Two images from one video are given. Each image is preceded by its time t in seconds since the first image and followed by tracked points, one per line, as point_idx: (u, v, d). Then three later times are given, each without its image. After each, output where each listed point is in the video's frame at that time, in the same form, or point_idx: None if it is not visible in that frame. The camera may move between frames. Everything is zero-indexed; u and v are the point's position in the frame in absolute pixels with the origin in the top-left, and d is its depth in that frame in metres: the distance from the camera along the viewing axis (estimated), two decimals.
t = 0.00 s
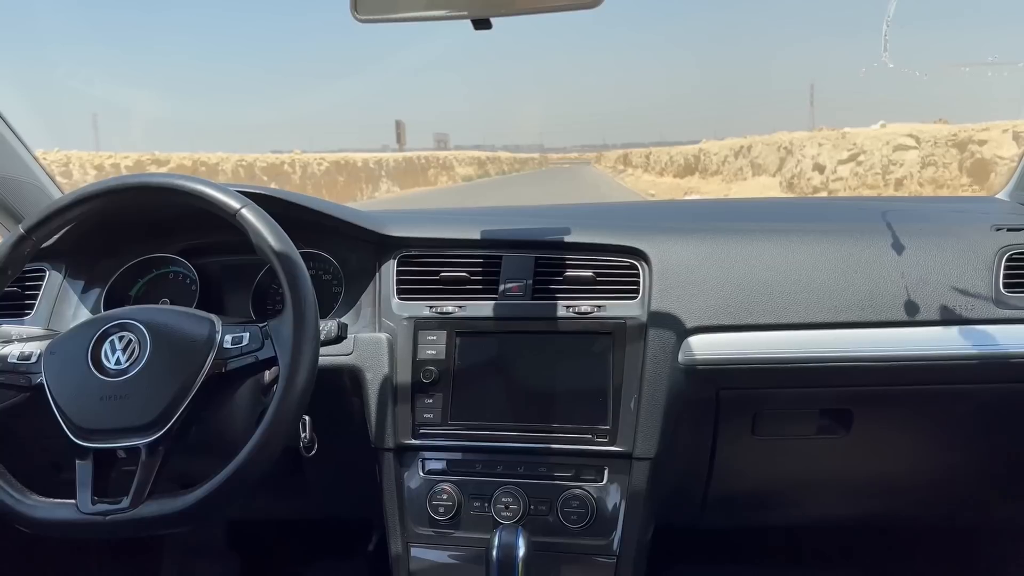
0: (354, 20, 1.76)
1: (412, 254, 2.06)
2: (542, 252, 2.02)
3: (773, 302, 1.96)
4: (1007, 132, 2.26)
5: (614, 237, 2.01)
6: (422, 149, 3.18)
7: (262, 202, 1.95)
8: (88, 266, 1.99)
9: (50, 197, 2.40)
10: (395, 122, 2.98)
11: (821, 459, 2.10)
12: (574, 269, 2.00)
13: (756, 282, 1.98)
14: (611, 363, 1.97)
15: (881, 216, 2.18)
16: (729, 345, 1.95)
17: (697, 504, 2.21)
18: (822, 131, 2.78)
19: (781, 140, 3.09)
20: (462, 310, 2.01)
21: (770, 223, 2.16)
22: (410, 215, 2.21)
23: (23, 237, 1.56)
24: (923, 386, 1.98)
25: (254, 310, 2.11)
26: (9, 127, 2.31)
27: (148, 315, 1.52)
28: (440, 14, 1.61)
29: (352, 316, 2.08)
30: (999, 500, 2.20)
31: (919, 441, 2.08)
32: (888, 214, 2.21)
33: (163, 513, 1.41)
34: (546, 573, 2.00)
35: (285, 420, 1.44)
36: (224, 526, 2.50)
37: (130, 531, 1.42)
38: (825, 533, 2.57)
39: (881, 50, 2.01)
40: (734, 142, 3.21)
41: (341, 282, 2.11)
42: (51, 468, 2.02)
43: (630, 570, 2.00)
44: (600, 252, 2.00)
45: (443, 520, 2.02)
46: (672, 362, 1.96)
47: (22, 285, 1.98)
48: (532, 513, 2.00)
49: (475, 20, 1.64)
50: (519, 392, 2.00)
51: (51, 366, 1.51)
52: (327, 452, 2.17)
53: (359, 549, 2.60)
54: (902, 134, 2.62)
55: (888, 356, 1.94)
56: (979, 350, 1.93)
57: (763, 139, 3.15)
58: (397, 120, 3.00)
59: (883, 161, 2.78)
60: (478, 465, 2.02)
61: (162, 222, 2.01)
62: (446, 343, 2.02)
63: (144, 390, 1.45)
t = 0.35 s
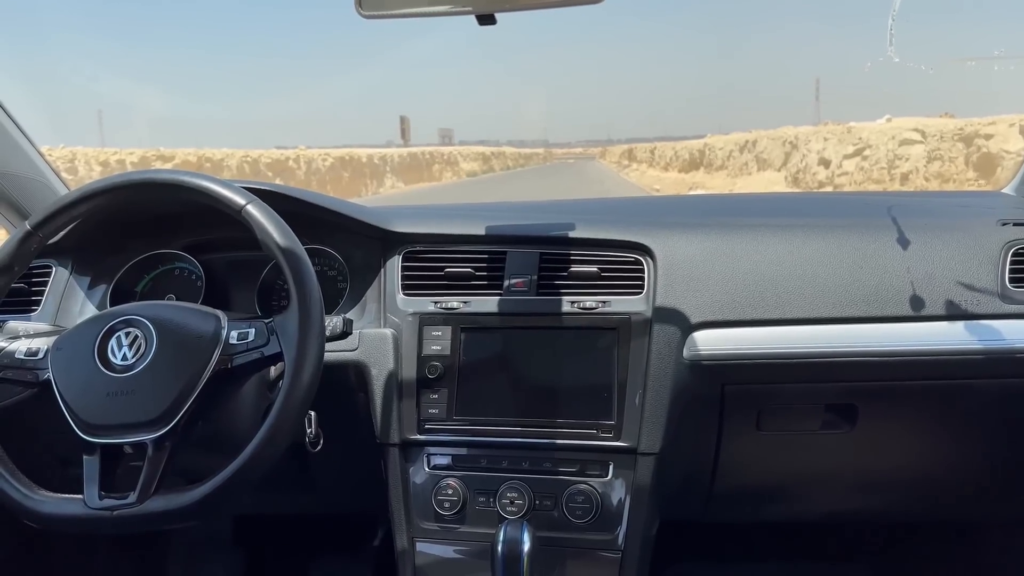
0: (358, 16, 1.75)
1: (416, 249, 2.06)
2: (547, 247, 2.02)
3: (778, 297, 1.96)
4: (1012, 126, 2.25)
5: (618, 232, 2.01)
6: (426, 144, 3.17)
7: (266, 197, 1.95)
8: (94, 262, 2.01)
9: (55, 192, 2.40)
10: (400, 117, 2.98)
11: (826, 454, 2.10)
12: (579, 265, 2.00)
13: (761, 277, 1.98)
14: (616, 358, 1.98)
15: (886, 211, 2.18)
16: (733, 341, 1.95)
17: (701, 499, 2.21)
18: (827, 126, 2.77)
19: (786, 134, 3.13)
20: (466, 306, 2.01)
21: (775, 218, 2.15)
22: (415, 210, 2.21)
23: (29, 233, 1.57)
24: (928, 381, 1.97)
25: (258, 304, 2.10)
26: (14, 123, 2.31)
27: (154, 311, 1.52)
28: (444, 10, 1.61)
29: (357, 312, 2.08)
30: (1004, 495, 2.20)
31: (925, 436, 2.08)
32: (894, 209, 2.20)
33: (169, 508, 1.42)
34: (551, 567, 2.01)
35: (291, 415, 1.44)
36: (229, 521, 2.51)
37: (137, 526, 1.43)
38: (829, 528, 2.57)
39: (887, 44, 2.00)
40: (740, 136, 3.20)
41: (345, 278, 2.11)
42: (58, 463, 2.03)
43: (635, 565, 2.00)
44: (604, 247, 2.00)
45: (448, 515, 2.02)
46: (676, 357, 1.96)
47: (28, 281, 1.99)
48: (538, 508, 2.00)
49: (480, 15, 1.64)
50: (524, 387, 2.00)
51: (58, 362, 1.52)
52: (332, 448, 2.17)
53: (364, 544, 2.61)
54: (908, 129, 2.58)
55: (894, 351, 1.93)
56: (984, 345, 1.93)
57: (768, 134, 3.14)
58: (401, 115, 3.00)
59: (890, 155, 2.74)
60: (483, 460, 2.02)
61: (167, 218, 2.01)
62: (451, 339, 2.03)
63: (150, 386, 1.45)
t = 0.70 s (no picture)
0: (364, 11, 1.73)
1: (421, 244, 2.06)
2: (551, 242, 2.01)
3: (784, 292, 1.95)
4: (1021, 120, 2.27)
5: (623, 227, 2.01)
6: (431, 139, 3.17)
7: (271, 192, 1.95)
8: (99, 258, 2.02)
9: (61, 188, 2.41)
10: (404, 112, 2.98)
11: (831, 449, 2.10)
12: (583, 260, 2.00)
13: (766, 271, 1.97)
14: (621, 353, 1.97)
15: (892, 205, 2.17)
16: (738, 335, 1.94)
17: (706, 493, 2.22)
18: (833, 120, 2.76)
19: (792, 128, 3.10)
20: (471, 301, 2.01)
21: (780, 212, 2.15)
22: (419, 205, 2.21)
23: (35, 229, 1.57)
24: (934, 375, 1.97)
25: (264, 302, 2.11)
26: (20, 119, 2.30)
27: (159, 306, 1.53)
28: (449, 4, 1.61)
29: (362, 307, 2.09)
30: (1009, 490, 2.20)
31: (930, 431, 2.08)
32: (899, 203, 2.19)
33: (175, 502, 1.43)
34: (556, 562, 2.01)
35: (296, 410, 1.45)
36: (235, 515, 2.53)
37: (143, 520, 1.43)
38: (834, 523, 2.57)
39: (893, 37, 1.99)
40: (745, 131, 3.19)
41: (350, 273, 2.11)
42: (64, 457, 2.03)
43: (639, 559, 2.00)
44: (609, 242, 2.00)
45: (454, 509, 2.03)
46: (681, 352, 1.95)
47: (34, 276, 1.99)
48: (543, 503, 2.01)
49: (484, 10, 1.63)
50: (529, 382, 2.00)
51: (64, 357, 1.52)
52: (338, 442, 2.18)
53: (369, 538, 2.62)
54: (915, 123, 2.59)
55: (900, 346, 1.93)
56: (990, 339, 1.93)
57: (774, 128, 3.13)
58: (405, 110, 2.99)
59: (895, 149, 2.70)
60: (488, 455, 2.02)
61: (172, 214, 2.02)
62: (456, 334, 2.03)
63: (155, 381, 1.46)
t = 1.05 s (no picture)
0: (367, 6, 1.73)
1: (425, 239, 2.06)
2: (555, 237, 2.01)
3: (787, 287, 1.95)
4: None
5: (627, 222, 2.00)
6: (435, 134, 3.17)
7: (276, 188, 1.96)
8: (105, 254, 2.02)
9: (66, 183, 2.41)
10: (408, 107, 2.97)
11: (835, 443, 2.10)
12: (587, 254, 2.00)
13: (770, 266, 1.97)
14: (624, 348, 1.97)
15: (896, 200, 2.16)
16: (742, 330, 1.94)
17: (710, 487, 2.22)
18: (838, 115, 2.75)
19: (797, 123, 3.09)
20: (475, 295, 2.01)
21: (785, 207, 2.14)
22: (423, 200, 2.21)
23: (40, 225, 1.58)
24: (938, 370, 1.97)
25: (269, 297, 2.12)
26: (24, 114, 2.29)
27: (165, 302, 1.53)
28: None
29: (366, 302, 2.09)
30: (1013, 484, 2.20)
31: (934, 425, 2.08)
32: (904, 198, 2.19)
33: (181, 497, 1.43)
34: (560, 556, 2.02)
35: (300, 405, 1.45)
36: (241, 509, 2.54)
37: (149, 515, 1.44)
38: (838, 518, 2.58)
39: (897, 30, 1.98)
40: (750, 126, 3.18)
41: (354, 268, 2.12)
42: (70, 453, 2.03)
43: (643, 553, 2.01)
44: (613, 236, 1.99)
45: (458, 504, 2.03)
46: (685, 347, 1.95)
47: (40, 271, 2.00)
48: (546, 497, 2.01)
49: (488, 4, 1.63)
50: (533, 376, 2.01)
51: (70, 353, 1.53)
52: (342, 437, 2.19)
53: (374, 532, 2.64)
54: (919, 116, 2.56)
55: (904, 340, 1.92)
56: (996, 334, 1.92)
57: (778, 123, 3.12)
58: (409, 105, 2.99)
59: (901, 144, 2.69)
60: (492, 449, 2.03)
61: (177, 209, 2.02)
62: (460, 329, 2.03)
63: (161, 376, 1.46)
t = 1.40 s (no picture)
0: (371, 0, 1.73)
1: (428, 234, 2.06)
2: (559, 232, 2.01)
3: (791, 281, 1.95)
4: None
5: (630, 216, 2.00)
6: (438, 129, 3.17)
7: (279, 182, 1.96)
8: (109, 249, 2.03)
9: (69, 178, 2.41)
10: (411, 102, 2.97)
11: (839, 438, 2.10)
12: (590, 249, 2.00)
13: (773, 261, 1.96)
14: (628, 342, 1.97)
15: (900, 194, 2.16)
16: (746, 325, 1.94)
17: (713, 481, 2.22)
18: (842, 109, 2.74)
19: (800, 117, 3.09)
20: (478, 290, 2.01)
21: (789, 201, 2.14)
22: (426, 195, 2.21)
23: (44, 220, 1.58)
24: (941, 364, 1.96)
25: (271, 291, 2.11)
26: (28, 109, 2.30)
27: (168, 296, 1.53)
28: None
29: (369, 297, 2.09)
30: (1016, 479, 2.19)
31: (937, 420, 2.07)
32: (908, 192, 2.18)
33: (185, 491, 1.43)
34: (564, 550, 2.02)
35: (304, 400, 1.45)
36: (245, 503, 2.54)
37: (153, 508, 1.44)
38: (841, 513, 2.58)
39: (902, 23, 1.98)
40: (753, 120, 3.18)
41: (358, 263, 2.12)
42: (75, 446, 2.05)
43: (647, 548, 2.01)
44: (616, 231, 1.99)
45: (461, 498, 2.04)
46: (688, 341, 1.95)
47: (44, 267, 2.01)
48: (550, 491, 2.01)
49: None
50: (536, 371, 2.01)
51: (73, 347, 1.53)
52: (346, 432, 2.20)
53: (377, 526, 2.64)
54: (925, 111, 2.58)
55: (908, 335, 1.92)
56: (1000, 328, 1.92)
57: (782, 118, 3.12)
58: (413, 100, 2.99)
59: (905, 139, 2.72)
60: (495, 444, 2.03)
61: (180, 204, 2.02)
62: (463, 323, 2.03)
63: (164, 370, 1.46)
